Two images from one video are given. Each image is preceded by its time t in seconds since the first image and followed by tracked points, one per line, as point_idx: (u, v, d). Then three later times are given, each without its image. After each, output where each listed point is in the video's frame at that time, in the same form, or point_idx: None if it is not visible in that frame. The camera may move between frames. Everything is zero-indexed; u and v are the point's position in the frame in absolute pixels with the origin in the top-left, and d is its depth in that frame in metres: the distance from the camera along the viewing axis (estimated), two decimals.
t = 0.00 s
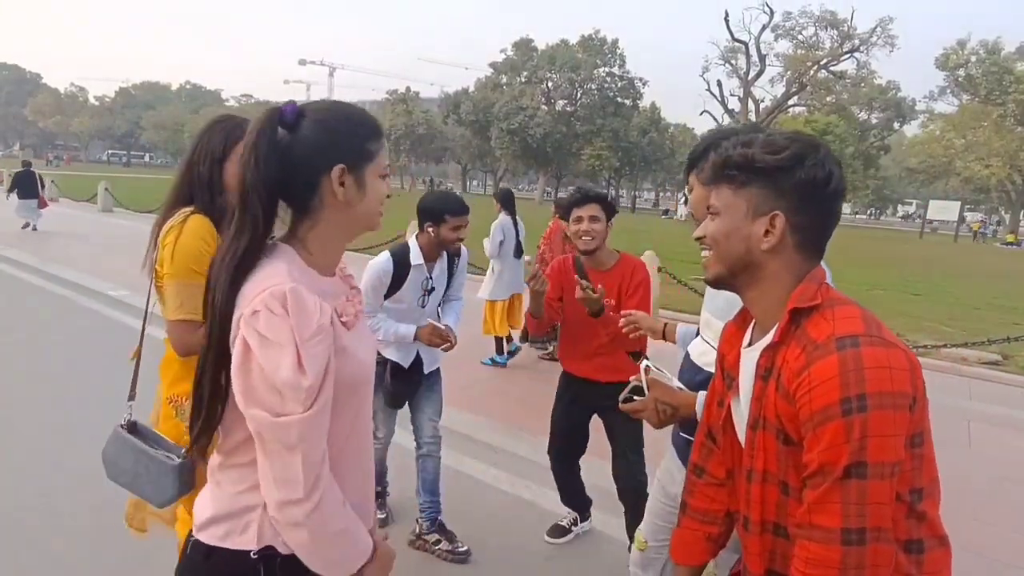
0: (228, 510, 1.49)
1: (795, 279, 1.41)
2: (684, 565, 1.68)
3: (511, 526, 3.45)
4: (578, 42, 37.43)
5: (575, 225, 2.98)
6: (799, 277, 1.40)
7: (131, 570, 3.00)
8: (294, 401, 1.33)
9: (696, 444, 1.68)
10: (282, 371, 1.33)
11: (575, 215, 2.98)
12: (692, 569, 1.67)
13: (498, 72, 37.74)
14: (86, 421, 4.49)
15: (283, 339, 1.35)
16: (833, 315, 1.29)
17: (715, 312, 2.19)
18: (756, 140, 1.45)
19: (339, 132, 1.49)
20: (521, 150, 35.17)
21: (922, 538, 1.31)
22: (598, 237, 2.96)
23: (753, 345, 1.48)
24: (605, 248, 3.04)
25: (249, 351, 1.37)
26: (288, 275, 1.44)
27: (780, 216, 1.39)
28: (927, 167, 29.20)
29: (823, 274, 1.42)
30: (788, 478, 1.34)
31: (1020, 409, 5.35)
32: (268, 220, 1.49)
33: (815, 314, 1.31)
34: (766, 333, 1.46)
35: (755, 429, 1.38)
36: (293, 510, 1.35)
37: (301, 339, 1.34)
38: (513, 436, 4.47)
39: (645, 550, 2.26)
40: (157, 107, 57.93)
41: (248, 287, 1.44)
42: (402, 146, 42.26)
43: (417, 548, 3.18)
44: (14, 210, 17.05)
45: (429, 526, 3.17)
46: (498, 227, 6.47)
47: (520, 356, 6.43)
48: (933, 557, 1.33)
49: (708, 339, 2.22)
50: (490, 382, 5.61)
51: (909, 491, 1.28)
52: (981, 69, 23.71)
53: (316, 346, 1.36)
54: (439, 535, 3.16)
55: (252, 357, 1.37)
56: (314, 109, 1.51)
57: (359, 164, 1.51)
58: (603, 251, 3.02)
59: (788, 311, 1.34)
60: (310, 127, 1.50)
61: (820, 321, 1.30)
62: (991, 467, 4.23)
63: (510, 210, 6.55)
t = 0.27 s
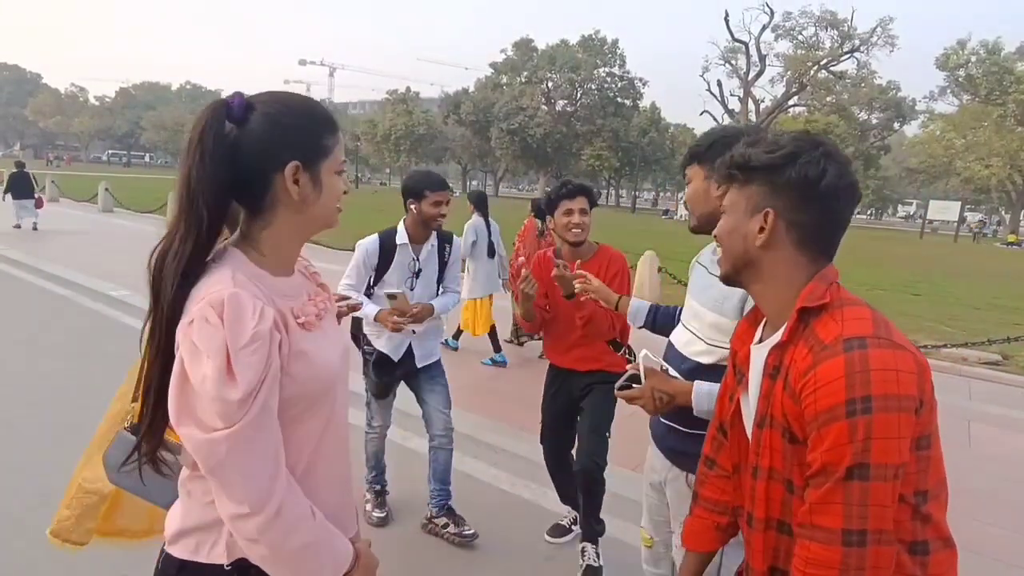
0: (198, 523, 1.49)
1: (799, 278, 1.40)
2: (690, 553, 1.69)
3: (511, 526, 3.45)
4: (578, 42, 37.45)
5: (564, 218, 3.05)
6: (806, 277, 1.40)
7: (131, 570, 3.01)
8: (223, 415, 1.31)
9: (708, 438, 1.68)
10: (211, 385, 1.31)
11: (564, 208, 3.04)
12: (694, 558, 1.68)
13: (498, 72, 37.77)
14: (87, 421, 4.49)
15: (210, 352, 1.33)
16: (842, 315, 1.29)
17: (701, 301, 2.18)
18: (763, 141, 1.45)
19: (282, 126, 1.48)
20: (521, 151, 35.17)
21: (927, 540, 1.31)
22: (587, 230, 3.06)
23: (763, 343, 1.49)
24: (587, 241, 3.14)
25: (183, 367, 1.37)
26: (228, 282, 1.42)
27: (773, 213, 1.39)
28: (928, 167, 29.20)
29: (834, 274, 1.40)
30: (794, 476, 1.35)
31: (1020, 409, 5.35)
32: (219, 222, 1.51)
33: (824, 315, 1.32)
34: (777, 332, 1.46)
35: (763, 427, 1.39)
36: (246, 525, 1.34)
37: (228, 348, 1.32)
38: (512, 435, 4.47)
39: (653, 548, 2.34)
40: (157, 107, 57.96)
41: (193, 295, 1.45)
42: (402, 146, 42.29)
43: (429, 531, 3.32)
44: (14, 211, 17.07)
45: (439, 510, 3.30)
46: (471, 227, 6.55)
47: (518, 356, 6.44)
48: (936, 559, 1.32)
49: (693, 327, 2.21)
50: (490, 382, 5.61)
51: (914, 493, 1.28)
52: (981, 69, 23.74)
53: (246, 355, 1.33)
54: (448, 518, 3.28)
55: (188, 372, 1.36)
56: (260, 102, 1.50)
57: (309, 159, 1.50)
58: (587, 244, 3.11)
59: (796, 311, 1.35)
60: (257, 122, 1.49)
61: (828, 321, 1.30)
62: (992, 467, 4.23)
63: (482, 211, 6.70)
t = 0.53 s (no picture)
0: (209, 515, 1.51)
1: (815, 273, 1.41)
2: (705, 536, 1.68)
3: (510, 526, 3.45)
4: (577, 42, 37.46)
5: (539, 224, 3.06)
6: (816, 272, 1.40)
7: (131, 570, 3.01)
8: (209, 409, 1.33)
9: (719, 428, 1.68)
10: (196, 380, 1.33)
11: (537, 212, 3.06)
12: (704, 541, 1.68)
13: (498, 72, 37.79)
14: (88, 420, 4.50)
15: (194, 347, 1.35)
16: (845, 308, 1.29)
17: (683, 296, 2.17)
18: (777, 137, 1.45)
19: (253, 125, 1.49)
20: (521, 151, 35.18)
21: (923, 536, 1.31)
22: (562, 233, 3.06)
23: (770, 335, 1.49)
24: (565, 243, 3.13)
25: (172, 364, 1.39)
26: (214, 279, 1.44)
27: (796, 211, 1.39)
28: (927, 167, 29.22)
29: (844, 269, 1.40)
30: (793, 466, 1.35)
31: (1019, 409, 5.35)
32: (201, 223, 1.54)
33: (828, 307, 1.32)
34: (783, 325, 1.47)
35: (765, 417, 1.40)
36: (242, 515, 1.36)
37: (212, 342, 1.34)
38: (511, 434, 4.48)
39: (644, 541, 2.36)
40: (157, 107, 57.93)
41: (182, 292, 1.47)
42: (402, 146, 42.31)
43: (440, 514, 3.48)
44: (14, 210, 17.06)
45: (450, 497, 3.45)
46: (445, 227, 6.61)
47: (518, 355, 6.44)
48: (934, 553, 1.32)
49: (672, 323, 2.21)
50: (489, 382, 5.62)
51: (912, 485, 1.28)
52: (980, 68, 23.75)
53: (229, 347, 1.34)
54: (456, 506, 3.44)
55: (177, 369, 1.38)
56: (234, 104, 1.52)
57: (284, 155, 1.50)
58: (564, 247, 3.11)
59: (802, 304, 1.36)
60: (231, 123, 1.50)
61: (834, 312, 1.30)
62: (991, 467, 4.23)
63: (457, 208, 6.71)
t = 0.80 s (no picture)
0: (226, 502, 1.50)
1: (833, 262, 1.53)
2: (704, 533, 1.63)
3: (512, 525, 3.45)
4: (577, 42, 37.48)
5: (509, 233, 3.10)
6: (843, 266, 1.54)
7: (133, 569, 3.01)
8: (242, 397, 1.34)
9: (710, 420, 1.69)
10: (226, 368, 1.34)
11: (508, 221, 3.10)
12: (703, 537, 1.63)
13: (498, 72, 37.81)
14: (89, 420, 4.50)
15: (223, 336, 1.36)
16: (856, 291, 1.32)
17: (673, 296, 2.19)
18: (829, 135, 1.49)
19: (259, 129, 1.50)
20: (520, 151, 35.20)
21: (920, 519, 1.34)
22: (533, 240, 3.08)
23: (765, 324, 1.54)
24: (540, 249, 3.11)
25: (200, 354, 1.39)
26: (237, 271, 1.45)
27: (847, 210, 1.49)
28: (926, 167, 29.23)
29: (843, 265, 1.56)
30: (799, 446, 1.36)
31: (1019, 409, 5.37)
32: (211, 225, 1.54)
33: (840, 291, 1.35)
34: (780, 313, 1.51)
35: (767, 399, 1.40)
36: (268, 499, 1.37)
37: (242, 333, 1.35)
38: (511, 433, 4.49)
39: (643, 541, 2.36)
40: (156, 107, 57.96)
41: (203, 284, 1.48)
42: (402, 146, 42.35)
43: (440, 514, 3.48)
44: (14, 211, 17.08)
45: (451, 497, 3.46)
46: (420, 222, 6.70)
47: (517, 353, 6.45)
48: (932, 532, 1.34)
49: (668, 323, 2.21)
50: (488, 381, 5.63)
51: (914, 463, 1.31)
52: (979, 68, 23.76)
53: (259, 338, 1.35)
54: (457, 506, 3.45)
55: (205, 356, 1.39)
56: (239, 109, 1.53)
57: (293, 154, 1.51)
58: (538, 253, 3.09)
59: (815, 288, 1.37)
60: (238, 127, 1.52)
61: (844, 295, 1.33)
62: (991, 467, 4.24)
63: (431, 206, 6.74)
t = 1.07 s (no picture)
0: (231, 497, 1.50)
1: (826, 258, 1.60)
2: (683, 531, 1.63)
3: (511, 525, 3.46)
4: (576, 42, 37.50)
5: (487, 258, 3.08)
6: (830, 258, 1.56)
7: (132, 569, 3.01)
8: (250, 393, 1.35)
9: (678, 417, 1.72)
10: (235, 363, 1.35)
11: (485, 246, 3.07)
12: (679, 536, 1.63)
13: (496, 72, 37.88)
14: (88, 420, 4.50)
15: (232, 331, 1.36)
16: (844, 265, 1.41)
17: (673, 295, 2.21)
18: (817, 133, 1.52)
19: (274, 127, 1.50)
20: (519, 151, 35.19)
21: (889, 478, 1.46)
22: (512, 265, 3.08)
23: (741, 309, 1.59)
24: (518, 266, 3.11)
25: (210, 348, 1.40)
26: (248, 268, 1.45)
27: (831, 205, 1.54)
28: (924, 167, 29.28)
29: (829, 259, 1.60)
30: (798, 417, 1.42)
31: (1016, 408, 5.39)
32: (225, 221, 1.56)
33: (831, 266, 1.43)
34: (756, 298, 1.56)
35: (766, 375, 1.44)
36: (277, 492, 1.38)
37: (251, 329, 1.36)
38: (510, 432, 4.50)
39: (642, 547, 2.30)
40: (154, 107, 57.89)
41: (212, 280, 1.48)
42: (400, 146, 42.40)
43: (439, 515, 3.49)
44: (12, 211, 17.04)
45: (449, 497, 3.47)
46: (398, 217, 6.72)
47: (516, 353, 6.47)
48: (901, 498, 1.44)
49: (666, 324, 2.22)
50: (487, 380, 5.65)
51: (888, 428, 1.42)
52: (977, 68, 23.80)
53: (268, 334, 1.36)
54: (455, 506, 3.45)
55: (214, 350, 1.39)
56: (254, 108, 1.54)
57: (303, 154, 1.51)
58: (516, 270, 3.10)
59: (810, 265, 1.44)
60: (253, 126, 1.53)
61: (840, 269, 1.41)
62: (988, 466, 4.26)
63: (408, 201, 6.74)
